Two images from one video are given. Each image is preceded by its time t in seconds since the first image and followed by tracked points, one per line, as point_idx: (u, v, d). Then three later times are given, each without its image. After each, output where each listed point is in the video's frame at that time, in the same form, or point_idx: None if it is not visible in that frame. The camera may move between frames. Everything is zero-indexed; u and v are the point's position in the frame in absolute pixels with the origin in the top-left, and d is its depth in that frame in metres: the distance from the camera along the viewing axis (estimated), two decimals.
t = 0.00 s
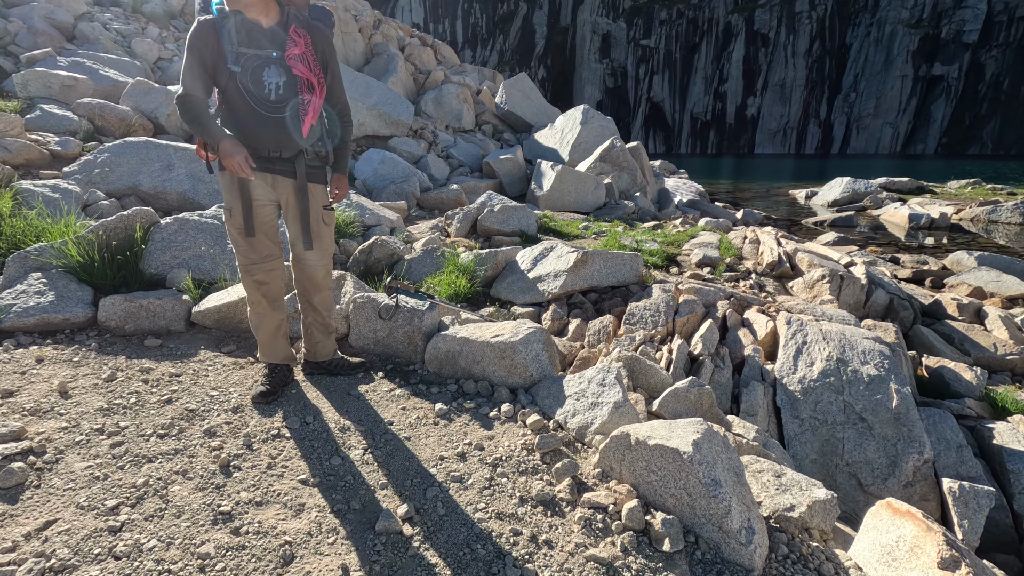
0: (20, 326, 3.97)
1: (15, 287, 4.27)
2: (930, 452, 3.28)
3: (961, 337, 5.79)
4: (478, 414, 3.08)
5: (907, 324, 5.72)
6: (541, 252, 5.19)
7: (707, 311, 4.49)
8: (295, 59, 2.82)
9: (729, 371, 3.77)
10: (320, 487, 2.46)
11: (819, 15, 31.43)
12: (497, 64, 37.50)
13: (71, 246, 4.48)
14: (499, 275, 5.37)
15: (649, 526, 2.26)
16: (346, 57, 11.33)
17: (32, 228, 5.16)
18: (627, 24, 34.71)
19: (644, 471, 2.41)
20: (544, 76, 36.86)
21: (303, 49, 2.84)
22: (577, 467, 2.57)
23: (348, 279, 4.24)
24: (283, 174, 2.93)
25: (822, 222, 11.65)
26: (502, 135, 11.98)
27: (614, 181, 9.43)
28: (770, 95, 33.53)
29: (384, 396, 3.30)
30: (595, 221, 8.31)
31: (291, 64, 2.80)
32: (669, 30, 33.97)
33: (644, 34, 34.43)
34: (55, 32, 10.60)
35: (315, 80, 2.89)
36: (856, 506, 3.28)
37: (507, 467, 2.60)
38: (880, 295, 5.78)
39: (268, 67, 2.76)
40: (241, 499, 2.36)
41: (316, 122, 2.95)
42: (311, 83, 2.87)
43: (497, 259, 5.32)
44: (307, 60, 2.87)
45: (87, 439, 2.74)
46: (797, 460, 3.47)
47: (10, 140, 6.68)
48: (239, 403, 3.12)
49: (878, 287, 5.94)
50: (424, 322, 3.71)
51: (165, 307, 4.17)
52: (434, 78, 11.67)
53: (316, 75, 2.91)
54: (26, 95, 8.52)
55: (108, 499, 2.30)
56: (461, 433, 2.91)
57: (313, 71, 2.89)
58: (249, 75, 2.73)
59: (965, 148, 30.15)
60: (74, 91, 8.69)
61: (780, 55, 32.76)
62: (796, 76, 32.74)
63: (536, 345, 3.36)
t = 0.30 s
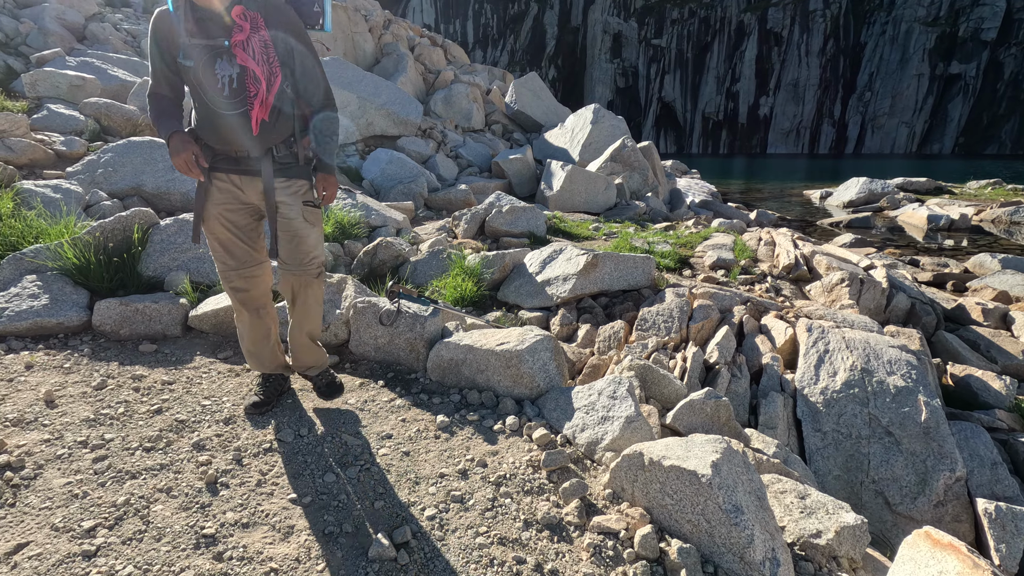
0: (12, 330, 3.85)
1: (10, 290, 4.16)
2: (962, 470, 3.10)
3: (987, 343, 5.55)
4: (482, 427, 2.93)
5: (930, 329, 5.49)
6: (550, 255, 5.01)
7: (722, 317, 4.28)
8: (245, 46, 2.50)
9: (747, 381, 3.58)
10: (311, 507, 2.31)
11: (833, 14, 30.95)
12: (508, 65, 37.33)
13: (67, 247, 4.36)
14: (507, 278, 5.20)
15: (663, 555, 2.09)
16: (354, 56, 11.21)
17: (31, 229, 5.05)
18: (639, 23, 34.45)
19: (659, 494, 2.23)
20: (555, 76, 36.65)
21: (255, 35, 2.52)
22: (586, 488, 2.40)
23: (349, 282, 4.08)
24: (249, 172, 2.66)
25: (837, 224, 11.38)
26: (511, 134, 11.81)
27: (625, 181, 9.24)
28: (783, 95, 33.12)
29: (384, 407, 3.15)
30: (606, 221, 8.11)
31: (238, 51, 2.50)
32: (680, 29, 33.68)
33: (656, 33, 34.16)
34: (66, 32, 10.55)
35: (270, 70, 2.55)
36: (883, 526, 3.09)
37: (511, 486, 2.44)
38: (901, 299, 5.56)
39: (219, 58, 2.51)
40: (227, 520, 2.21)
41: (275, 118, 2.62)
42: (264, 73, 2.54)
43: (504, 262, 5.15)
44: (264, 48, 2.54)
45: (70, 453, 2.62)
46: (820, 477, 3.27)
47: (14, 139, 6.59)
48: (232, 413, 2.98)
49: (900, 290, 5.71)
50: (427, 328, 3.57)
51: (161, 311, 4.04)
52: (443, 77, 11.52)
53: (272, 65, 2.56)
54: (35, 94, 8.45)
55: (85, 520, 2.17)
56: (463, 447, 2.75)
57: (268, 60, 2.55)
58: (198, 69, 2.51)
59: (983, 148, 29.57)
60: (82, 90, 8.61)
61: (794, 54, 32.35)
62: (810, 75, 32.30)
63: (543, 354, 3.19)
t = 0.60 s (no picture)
0: None
1: None
2: (1005, 509, 2.80)
3: (1018, 361, 5.23)
4: (477, 459, 2.69)
5: (957, 345, 5.18)
6: (556, 266, 4.75)
7: (739, 333, 4.00)
8: (172, 46, 2.13)
9: (767, 406, 3.29)
10: (283, 554, 2.14)
11: (847, 17, 30.80)
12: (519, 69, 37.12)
13: (50, 257, 4.17)
14: (511, 289, 4.95)
15: None
16: (363, 60, 11.03)
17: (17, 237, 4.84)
18: (651, 27, 34.23)
19: (669, 546, 1.99)
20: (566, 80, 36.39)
21: (186, 32, 2.11)
22: (589, 534, 2.15)
23: (342, 295, 3.81)
24: (193, 188, 2.30)
25: (855, 231, 11.05)
26: (520, 139, 11.57)
27: (636, 187, 8.98)
28: (797, 99, 32.69)
29: (372, 435, 2.92)
30: (615, 228, 7.86)
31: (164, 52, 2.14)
32: (693, 33, 33.40)
33: (668, 37, 33.90)
34: (75, 37, 10.43)
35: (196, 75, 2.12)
36: (917, 569, 2.81)
37: (505, 531, 2.22)
38: (925, 313, 5.25)
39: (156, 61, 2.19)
40: (186, 572, 2.05)
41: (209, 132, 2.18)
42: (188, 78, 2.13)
43: (508, 273, 4.91)
44: (195, 47, 2.12)
45: (24, 488, 2.44)
46: (846, 513, 2.97)
47: (12, 144, 6.41)
48: (206, 442, 2.79)
49: (924, 303, 5.40)
50: (421, 348, 3.33)
51: (144, 326, 3.82)
52: (453, 81, 11.32)
53: (203, 69, 2.13)
54: (39, 99, 8.26)
55: (27, 571, 2.04)
56: (454, 483, 2.53)
57: (199, 64, 2.13)
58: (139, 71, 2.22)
59: (1002, 152, 29.00)
60: (87, 95, 8.45)
61: (808, 58, 31.96)
62: (824, 78, 31.85)
63: (545, 379, 2.94)
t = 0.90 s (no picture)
0: None
1: None
2: None
3: None
4: (481, 488, 2.55)
5: (994, 362, 4.90)
6: (570, 277, 4.57)
7: (762, 350, 3.78)
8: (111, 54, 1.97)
9: (792, 431, 3.08)
10: None
11: (872, 21, 30.16)
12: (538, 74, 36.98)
13: (56, 266, 4.08)
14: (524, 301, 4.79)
15: None
16: (380, 65, 10.94)
17: (29, 243, 4.52)
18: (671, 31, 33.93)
19: None
20: (585, 85, 36.18)
21: (122, 35, 1.92)
22: None
23: (347, 307, 3.66)
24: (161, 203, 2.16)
25: (881, 239, 10.72)
26: (536, 144, 11.40)
27: (654, 194, 8.76)
28: (820, 104, 32.23)
29: (372, 459, 2.78)
30: (633, 236, 7.67)
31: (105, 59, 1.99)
32: (714, 37, 33.02)
33: (688, 41, 33.52)
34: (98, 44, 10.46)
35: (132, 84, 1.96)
36: None
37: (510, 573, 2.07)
38: (960, 328, 4.98)
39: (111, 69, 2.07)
40: None
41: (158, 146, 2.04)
42: (125, 85, 1.98)
43: (521, 284, 4.74)
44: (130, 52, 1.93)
45: (7, 513, 2.33)
46: (879, 550, 2.72)
47: (30, 150, 6.04)
48: (199, 464, 2.67)
49: (959, 317, 5.13)
50: (426, 365, 3.18)
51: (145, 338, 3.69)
52: (470, 87, 11.19)
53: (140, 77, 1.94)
54: (61, 106, 8.24)
55: None
56: (456, 515, 2.38)
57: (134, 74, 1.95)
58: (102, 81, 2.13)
59: None
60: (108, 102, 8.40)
61: (831, 61, 31.45)
62: (848, 82, 31.35)
63: (555, 402, 2.77)
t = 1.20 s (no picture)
0: (22, 360, 3.33)
1: (25, 313, 3.61)
2: None
3: None
4: (507, 505, 2.45)
5: None
6: (600, 283, 4.44)
7: (802, 362, 3.62)
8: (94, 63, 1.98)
9: (835, 450, 2.93)
10: None
11: (912, 18, 29.38)
12: (566, 75, 36.80)
13: (89, 267, 3.79)
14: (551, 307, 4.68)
15: None
16: (408, 67, 10.93)
17: (65, 245, 4.16)
18: (701, 31, 33.57)
19: None
20: (614, 86, 35.90)
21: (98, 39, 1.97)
22: None
23: (373, 314, 3.60)
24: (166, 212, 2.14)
25: (923, 244, 10.34)
26: (564, 146, 11.27)
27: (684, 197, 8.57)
28: (855, 104, 31.28)
29: (396, 471, 2.71)
30: (663, 240, 7.50)
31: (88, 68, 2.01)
32: (745, 36, 32.63)
33: (719, 41, 33.21)
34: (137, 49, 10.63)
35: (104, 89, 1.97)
36: None
37: None
38: (1013, 340, 4.73)
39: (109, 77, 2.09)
40: None
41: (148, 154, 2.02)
42: (100, 93, 1.97)
43: (549, 289, 4.62)
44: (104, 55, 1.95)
45: (31, 521, 2.29)
46: None
47: (70, 153, 6.04)
48: (224, 473, 2.62)
49: (1012, 329, 4.87)
50: (452, 375, 3.11)
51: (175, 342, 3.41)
52: (498, 89, 11.12)
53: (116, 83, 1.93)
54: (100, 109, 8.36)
55: None
56: (482, 534, 2.29)
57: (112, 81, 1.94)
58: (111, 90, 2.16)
59: None
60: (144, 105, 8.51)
61: (869, 59, 30.62)
62: (887, 80, 30.51)
63: (585, 417, 2.66)
